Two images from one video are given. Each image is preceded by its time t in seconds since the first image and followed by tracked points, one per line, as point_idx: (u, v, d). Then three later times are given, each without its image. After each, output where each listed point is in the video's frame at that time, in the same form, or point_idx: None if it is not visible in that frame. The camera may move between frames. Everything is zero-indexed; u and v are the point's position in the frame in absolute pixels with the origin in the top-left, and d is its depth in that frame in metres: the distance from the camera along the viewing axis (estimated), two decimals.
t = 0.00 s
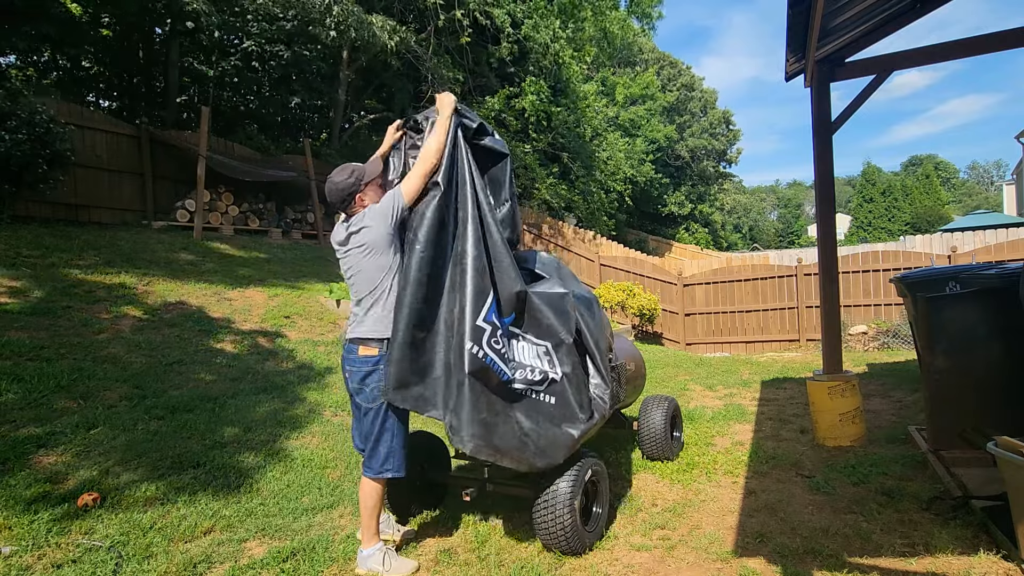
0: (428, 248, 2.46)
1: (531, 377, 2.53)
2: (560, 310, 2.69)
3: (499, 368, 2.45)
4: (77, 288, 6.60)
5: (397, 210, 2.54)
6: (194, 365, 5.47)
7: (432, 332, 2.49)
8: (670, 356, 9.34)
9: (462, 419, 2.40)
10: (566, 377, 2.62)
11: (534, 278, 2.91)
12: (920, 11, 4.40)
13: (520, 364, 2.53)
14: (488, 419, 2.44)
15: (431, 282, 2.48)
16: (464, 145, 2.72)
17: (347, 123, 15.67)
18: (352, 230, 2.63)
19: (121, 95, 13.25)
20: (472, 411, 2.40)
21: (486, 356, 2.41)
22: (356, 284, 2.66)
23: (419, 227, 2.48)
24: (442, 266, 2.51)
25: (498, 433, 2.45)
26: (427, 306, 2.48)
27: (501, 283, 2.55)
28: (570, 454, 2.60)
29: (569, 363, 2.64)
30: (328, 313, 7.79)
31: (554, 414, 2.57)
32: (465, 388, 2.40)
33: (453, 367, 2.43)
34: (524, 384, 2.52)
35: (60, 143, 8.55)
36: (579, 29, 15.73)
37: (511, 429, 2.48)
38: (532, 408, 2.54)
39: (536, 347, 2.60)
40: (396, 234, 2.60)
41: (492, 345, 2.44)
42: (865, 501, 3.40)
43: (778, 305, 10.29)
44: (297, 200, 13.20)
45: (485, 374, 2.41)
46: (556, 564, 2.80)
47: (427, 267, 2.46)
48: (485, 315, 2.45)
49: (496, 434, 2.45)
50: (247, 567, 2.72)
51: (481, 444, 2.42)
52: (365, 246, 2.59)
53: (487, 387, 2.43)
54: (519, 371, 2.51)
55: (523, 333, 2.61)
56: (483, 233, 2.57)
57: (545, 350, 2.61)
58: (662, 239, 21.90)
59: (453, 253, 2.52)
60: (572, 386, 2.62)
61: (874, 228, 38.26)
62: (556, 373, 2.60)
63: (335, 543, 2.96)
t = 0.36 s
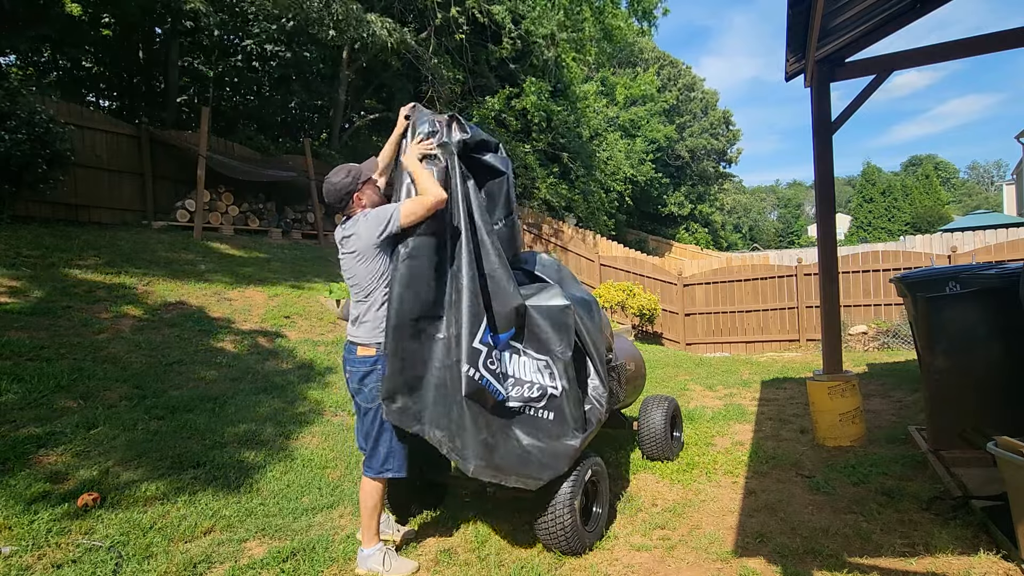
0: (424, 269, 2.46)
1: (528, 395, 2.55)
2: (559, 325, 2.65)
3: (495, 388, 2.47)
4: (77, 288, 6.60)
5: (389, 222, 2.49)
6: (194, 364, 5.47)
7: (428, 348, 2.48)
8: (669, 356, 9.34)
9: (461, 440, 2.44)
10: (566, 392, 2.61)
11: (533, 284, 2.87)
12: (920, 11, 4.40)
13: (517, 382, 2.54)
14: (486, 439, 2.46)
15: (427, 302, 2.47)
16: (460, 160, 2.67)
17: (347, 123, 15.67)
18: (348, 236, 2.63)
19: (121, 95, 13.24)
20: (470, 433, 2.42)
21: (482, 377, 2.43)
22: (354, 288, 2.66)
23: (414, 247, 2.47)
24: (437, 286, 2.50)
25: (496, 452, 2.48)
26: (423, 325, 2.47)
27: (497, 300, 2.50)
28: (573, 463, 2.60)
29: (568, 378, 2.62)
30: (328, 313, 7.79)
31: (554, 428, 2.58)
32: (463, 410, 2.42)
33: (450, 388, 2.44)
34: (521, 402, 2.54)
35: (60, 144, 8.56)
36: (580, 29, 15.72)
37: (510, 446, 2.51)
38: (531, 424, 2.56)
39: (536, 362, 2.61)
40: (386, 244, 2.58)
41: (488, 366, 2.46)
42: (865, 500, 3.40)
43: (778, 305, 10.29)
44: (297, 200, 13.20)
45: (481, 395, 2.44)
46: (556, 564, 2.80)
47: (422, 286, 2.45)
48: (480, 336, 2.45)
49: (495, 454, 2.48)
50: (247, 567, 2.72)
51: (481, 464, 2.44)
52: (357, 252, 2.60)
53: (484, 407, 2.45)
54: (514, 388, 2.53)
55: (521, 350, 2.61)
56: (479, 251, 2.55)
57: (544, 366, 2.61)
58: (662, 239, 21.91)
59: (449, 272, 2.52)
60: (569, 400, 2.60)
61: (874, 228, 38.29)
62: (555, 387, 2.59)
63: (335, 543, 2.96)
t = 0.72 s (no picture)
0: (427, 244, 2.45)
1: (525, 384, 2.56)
2: (556, 318, 2.71)
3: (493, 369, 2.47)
4: (77, 288, 6.60)
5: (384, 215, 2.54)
6: (194, 364, 5.47)
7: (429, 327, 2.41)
8: (670, 356, 9.34)
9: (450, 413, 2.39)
10: (561, 385, 2.64)
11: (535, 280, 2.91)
12: (920, 11, 4.40)
13: (514, 369, 2.56)
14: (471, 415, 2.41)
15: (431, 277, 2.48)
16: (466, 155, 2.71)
17: (347, 123, 15.66)
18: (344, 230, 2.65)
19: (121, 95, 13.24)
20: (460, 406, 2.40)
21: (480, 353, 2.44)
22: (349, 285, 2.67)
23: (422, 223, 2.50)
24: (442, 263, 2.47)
25: (484, 431, 2.44)
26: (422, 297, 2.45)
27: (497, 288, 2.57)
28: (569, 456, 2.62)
29: (565, 371, 2.67)
30: (328, 313, 7.79)
31: (547, 418, 2.59)
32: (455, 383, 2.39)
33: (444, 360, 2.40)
34: (518, 387, 2.54)
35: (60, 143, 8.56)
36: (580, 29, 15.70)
37: (500, 429, 2.48)
38: (526, 411, 2.56)
39: (534, 351, 2.64)
40: (384, 238, 2.60)
41: (485, 344, 2.46)
42: (865, 501, 3.40)
43: (778, 305, 10.29)
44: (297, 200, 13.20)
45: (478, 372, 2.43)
46: (556, 564, 2.80)
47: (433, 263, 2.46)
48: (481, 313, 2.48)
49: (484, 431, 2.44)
50: (247, 567, 2.72)
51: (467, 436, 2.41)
52: (352, 251, 2.61)
53: (478, 384, 2.44)
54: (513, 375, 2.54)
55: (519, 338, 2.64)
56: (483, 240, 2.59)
57: (541, 357, 2.64)
58: (662, 239, 21.92)
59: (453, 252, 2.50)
60: (565, 394, 2.63)
61: (874, 228, 38.29)
62: (553, 380, 2.63)
63: (335, 543, 2.96)
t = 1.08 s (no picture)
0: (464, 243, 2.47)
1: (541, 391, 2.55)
2: (566, 327, 2.73)
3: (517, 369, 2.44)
4: (77, 288, 6.60)
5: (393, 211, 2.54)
6: (194, 364, 5.47)
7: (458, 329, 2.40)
8: (669, 356, 9.34)
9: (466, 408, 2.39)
10: (565, 394, 2.68)
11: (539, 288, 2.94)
12: (920, 11, 4.40)
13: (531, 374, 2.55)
14: (489, 414, 2.39)
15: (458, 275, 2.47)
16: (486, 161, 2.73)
17: (347, 123, 15.66)
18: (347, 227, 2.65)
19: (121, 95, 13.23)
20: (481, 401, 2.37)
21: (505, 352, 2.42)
22: (350, 284, 2.66)
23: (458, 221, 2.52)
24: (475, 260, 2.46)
25: (498, 430, 2.42)
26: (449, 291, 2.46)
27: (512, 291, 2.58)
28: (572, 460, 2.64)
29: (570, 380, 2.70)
30: (328, 313, 7.79)
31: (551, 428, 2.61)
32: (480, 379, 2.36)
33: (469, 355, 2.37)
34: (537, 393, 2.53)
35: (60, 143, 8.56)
36: (580, 29, 15.71)
37: (513, 432, 2.46)
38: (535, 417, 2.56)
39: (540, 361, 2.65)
40: (387, 234, 2.61)
41: (512, 343, 2.46)
42: (865, 501, 3.40)
43: (778, 305, 10.29)
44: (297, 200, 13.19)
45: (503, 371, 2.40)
46: (556, 564, 2.80)
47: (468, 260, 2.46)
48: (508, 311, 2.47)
49: (498, 429, 2.42)
50: (247, 567, 2.72)
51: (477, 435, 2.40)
52: (356, 245, 2.61)
53: (501, 385, 2.40)
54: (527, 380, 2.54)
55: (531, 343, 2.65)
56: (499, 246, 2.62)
57: (549, 365, 2.66)
58: (662, 239, 21.93)
59: (484, 249, 2.48)
60: (568, 403, 2.67)
61: (874, 228, 38.28)
62: (557, 390, 2.65)
63: (335, 543, 2.96)
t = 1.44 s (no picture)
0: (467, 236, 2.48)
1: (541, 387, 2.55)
2: (565, 323, 2.73)
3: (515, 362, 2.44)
4: (77, 288, 6.60)
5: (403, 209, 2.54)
6: (195, 364, 5.47)
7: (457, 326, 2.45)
8: (669, 356, 9.34)
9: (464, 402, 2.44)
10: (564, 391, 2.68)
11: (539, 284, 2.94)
12: (920, 11, 4.41)
13: (531, 368, 2.55)
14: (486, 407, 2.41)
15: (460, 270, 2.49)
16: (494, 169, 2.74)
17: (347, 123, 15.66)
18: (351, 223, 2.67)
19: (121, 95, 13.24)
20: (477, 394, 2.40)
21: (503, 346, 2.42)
22: (348, 279, 2.67)
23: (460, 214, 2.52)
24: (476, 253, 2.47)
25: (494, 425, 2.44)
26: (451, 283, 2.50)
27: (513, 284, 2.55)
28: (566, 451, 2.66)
29: (568, 377, 2.69)
30: (328, 314, 7.79)
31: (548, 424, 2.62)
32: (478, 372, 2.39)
33: (468, 348, 2.41)
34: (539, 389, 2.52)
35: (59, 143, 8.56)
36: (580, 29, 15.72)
37: (511, 426, 2.46)
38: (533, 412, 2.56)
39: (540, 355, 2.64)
40: (398, 233, 2.61)
41: (510, 334, 2.45)
42: (865, 501, 3.40)
43: (778, 305, 10.30)
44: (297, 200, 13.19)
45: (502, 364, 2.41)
46: (556, 564, 2.80)
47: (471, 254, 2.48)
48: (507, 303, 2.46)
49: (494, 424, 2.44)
50: (247, 567, 2.72)
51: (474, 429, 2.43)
52: (362, 240, 2.61)
53: (499, 380, 2.41)
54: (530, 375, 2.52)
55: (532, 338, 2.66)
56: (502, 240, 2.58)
57: (549, 360, 2.66)
58: (662, 239, 21.95)
59: (485, 243, 2.49)
60: (565, 400, 2.68)
61: (874, 228, 38.30)
62: (556, 385, 2.65)
63: (335, 543, 2.96)
